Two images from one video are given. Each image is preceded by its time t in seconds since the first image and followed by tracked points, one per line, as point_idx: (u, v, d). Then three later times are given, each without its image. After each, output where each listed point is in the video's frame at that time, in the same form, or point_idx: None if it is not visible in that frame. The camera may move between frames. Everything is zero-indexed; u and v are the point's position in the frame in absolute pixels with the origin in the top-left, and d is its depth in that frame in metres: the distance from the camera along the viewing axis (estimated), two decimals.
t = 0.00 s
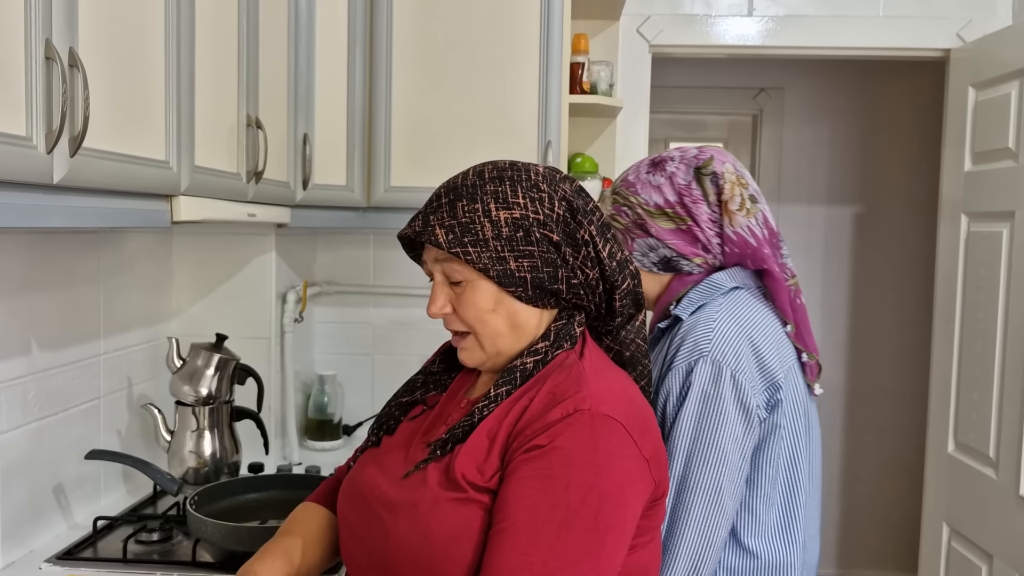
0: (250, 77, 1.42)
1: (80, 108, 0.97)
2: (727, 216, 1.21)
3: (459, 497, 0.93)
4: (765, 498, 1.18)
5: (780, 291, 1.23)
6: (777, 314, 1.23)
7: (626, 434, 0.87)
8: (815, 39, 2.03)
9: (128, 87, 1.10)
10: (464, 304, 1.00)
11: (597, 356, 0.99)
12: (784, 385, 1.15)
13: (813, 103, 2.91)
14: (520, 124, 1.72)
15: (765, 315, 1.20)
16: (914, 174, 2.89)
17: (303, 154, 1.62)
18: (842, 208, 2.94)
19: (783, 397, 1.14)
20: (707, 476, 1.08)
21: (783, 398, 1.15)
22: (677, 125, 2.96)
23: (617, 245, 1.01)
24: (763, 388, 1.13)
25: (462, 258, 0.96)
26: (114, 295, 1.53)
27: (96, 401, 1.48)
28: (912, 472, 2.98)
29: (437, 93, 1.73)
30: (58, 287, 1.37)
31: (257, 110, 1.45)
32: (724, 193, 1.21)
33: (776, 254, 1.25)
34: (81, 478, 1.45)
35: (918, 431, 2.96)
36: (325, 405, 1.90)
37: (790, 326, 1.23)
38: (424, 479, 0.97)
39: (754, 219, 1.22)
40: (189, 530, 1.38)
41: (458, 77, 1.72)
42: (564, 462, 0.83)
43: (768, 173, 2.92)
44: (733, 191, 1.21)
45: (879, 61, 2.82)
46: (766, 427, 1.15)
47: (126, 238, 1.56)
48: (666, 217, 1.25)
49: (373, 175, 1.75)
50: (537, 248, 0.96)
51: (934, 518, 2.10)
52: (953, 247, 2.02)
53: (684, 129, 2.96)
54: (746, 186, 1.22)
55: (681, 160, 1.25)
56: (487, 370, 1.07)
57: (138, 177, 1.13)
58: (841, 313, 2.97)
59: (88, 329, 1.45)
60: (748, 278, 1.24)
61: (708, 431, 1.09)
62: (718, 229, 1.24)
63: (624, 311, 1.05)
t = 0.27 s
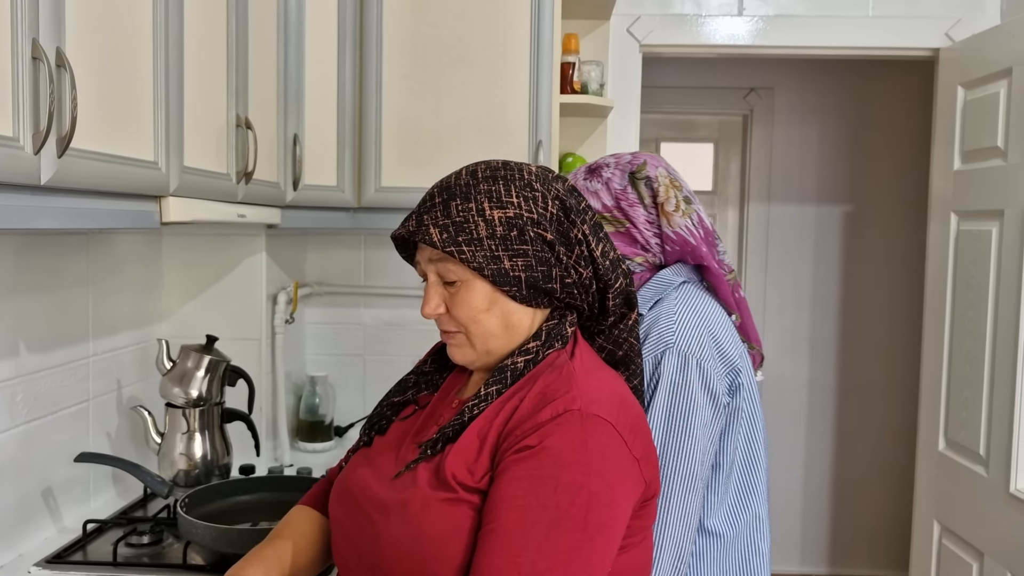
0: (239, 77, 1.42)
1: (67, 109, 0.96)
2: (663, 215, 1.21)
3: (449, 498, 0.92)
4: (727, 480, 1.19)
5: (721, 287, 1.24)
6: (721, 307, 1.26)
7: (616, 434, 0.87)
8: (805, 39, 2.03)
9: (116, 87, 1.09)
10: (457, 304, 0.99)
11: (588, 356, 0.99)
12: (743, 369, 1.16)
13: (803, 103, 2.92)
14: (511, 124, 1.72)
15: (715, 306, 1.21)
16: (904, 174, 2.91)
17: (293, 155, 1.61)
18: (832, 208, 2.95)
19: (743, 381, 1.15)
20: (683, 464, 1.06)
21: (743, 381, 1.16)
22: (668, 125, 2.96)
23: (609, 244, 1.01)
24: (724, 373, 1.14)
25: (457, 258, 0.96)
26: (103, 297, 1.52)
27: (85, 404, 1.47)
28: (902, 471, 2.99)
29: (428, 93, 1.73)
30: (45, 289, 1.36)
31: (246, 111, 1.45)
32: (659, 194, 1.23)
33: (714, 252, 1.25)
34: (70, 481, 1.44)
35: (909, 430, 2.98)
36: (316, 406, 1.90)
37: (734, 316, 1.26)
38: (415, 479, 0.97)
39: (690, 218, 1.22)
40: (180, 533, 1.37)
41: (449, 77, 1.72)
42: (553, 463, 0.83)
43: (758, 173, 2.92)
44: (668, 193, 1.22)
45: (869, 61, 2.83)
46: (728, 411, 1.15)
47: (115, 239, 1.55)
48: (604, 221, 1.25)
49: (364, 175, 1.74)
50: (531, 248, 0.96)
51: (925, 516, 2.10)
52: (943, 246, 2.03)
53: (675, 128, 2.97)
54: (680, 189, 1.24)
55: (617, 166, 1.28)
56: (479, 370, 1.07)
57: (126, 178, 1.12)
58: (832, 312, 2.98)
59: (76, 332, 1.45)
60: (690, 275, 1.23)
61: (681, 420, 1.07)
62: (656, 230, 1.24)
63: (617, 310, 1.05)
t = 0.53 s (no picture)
0: (233, 78, 1.41)
1: (61, 111, 0.96)
2: (619, 210, 1.24)
3: (446, 499, 0.92)
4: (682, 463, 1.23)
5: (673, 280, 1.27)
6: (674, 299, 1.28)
7: (611, 433, 0.86)
8: (798, 37, 2.04)
9: (110, 90, 1.09)
10: (454, 305, 0.99)
11: (585, 355, 0.99)
12: (696, 359, 1.19)
13: (797, 102, 2.92)
14: (506, 124, 1.72)
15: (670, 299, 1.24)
16: (897, 171, 2.92)
17: (287, 156, 1.61)
18: (827, 207, 2.95)
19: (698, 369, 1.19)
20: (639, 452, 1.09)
21: (696, 370, 1.20)
22: (662, 125, 2.97)
23: (606, 244, 1.01)
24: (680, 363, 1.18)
25: (454, 259, 0.96)
26: (98, 300, 1.52)
27: (81, 408, 1.47)
28: (898, 468, 3.00)
29: (423, 94, 1.72)
30: (40, 293, 1.35)
31: (240, 113, 1.44)
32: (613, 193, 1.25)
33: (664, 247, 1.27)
34: (65, 485, 1.44)
35: (904, 427, 2.99)
36: (313, 408, 1.89)
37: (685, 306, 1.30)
38: (411, 480, 0.97)
39: (642, 213, 1.25)
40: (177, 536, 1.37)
41: (443, 77, 1.72)
42: (548, 462, 0.82)
43: (753, 172, 2.92)
44: (620, 191, 1.26)
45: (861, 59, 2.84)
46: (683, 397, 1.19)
47: (110, 241, 1.54)
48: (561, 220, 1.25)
49: (359, 176, 1.74)
50: (528, 248, 0.96)
51: (922, 513, 2.11)
52: (937, 244, 2.03)
53: (669, 128, 2.97)
54: (629, 189, 1.28)
55: (570, 170, 1.31)
56: (475, 370, 1.07)
57: (120, 181, 1.11)
58: (827, 310, 2.99)
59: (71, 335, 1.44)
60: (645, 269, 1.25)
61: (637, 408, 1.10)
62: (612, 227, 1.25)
63: (613, 310, 1.04)
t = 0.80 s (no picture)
0: (232, 80, 1.41)
1: (61, 114, 0.96)
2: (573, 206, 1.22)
3: (446, 500, 0.92)
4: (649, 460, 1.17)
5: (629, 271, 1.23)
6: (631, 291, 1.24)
7: (610, 432, 0.86)
8: (797, 36, 2.04)
9: (110, 92, 1.08)
10: (454, 305, 0.99)
11: (584, 355, 0.98)
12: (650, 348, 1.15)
13: (795, 100, 2.92)
14: (507, 124, 1.72)
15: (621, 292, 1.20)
16: (896, 169, 2.92)
17: (287, 157, 1.61)
18: (826, 205, 2.95)
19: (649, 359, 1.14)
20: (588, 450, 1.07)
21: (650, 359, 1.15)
22: (661, 125, 2.97)
23: (605, 244, 1.01)
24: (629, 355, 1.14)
25: (453, 258, 0.96)
26: (98, 303, 1.51)
27: (82, 411, 1.46)
28: (899, 465, 3.00)
29: (423, 95, 1.72)
30: (40, 296, 1.35)
31: (240, 115, 1.44)
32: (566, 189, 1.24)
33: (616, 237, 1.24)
34: (67, 489, 1.44)
35: (905, 424, 2.99)
36: (314, 410, 1.90)
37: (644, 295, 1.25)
38: (411, 481, 0.97)
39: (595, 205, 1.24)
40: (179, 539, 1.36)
41: (443, 77, 1.72)
42: (547, 462, 0.82)
43: (753, 170, 2.92)
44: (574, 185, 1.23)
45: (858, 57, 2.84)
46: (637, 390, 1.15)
47: (110, 244, 1.54)
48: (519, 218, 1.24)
49: (358, 178, 1.74)
50: (528, 248, 0.96)
51: (924, 511, 2.11)
52: (938, 241, 2.03)
53: (668, 127, 2.97)
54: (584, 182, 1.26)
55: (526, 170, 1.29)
56: (474, 371, 1.06)
57: (120, 183, 1.11)
58: (826, 308, 2.99)
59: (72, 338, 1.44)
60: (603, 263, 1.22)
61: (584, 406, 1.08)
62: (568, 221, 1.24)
63: (612, 309, 1.03)
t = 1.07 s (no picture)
0: (234, 82, 1.41)
1: (63, 116, 0.96)
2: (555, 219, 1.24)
3: (452, 501, 0.92)
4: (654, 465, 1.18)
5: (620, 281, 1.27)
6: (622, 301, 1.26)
7: (615, 432, 0.86)
8: (798, 35, 2.04)
9: (113, 93, 1.08)
10: (457, 304, 0.99)
11: (586, 356, 0.98)
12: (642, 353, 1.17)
13: (796, 99, 2.92)
14: (510, 123, 1.72)
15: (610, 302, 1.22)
16: (896, 168, 2.92)
17: (289, 158, 1.61)
18: (827, 204, 2.95)
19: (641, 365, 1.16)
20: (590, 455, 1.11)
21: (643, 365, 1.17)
22: (662, 124, 2.97)
23: (607, 244, 1.01)
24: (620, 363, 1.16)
25: (456, 257, 0.95)
26: (101, 305, 1.51)
27: (85, 413, 1.46)
28: (902, 464, 3.00)
29: (425, 95, 1.72)
30: (43, 298, 1.35)
31: (242, 116, 1.44)
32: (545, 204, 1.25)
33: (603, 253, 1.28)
34: (70, 491, 1.43)
35: (906, 423, 2.99)
36: (316, 411, 1.89)
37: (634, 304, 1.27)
38: (416, 483, 0.96)
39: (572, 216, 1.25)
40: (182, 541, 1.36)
41: (444, 77, 1.72)
42: (553, 463, 0.82)
43: (754, 169, 2.92)
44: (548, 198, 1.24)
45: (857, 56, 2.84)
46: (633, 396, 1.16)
47: (112, 246, 1.54)
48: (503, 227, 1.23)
49: (360, 178, 1.73)
50: (530, 247, 0.96)
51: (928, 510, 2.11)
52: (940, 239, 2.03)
53: (669, 127, 2.97)
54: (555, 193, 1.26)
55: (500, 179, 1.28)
56: (477, 370, 1.06)
57: (123, 184, 1.11)
58: (828, 307, 2.99)
59: (75, 340, 1.44)
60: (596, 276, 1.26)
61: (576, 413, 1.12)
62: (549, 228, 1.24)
63: (613, 309, 1.04)
